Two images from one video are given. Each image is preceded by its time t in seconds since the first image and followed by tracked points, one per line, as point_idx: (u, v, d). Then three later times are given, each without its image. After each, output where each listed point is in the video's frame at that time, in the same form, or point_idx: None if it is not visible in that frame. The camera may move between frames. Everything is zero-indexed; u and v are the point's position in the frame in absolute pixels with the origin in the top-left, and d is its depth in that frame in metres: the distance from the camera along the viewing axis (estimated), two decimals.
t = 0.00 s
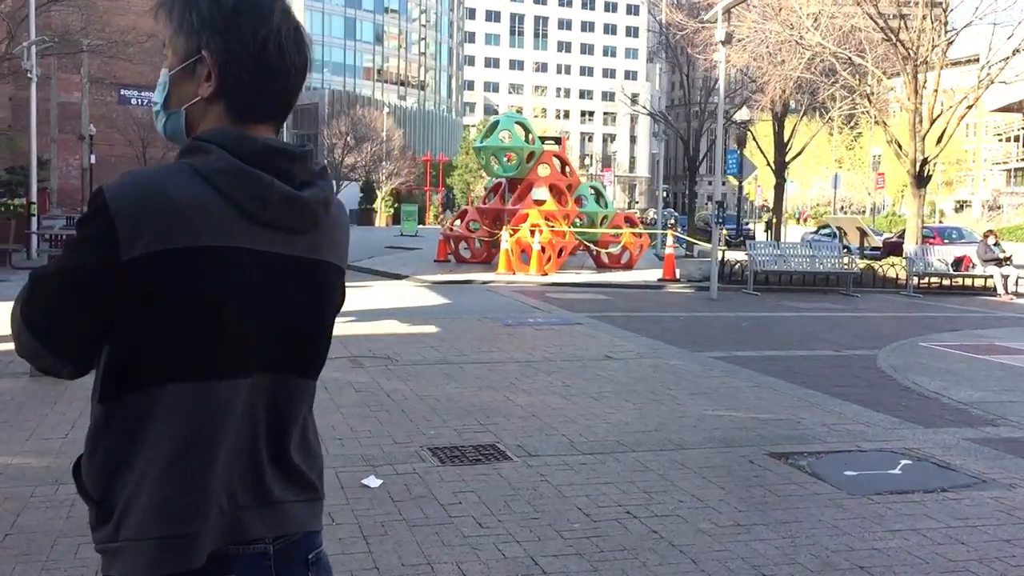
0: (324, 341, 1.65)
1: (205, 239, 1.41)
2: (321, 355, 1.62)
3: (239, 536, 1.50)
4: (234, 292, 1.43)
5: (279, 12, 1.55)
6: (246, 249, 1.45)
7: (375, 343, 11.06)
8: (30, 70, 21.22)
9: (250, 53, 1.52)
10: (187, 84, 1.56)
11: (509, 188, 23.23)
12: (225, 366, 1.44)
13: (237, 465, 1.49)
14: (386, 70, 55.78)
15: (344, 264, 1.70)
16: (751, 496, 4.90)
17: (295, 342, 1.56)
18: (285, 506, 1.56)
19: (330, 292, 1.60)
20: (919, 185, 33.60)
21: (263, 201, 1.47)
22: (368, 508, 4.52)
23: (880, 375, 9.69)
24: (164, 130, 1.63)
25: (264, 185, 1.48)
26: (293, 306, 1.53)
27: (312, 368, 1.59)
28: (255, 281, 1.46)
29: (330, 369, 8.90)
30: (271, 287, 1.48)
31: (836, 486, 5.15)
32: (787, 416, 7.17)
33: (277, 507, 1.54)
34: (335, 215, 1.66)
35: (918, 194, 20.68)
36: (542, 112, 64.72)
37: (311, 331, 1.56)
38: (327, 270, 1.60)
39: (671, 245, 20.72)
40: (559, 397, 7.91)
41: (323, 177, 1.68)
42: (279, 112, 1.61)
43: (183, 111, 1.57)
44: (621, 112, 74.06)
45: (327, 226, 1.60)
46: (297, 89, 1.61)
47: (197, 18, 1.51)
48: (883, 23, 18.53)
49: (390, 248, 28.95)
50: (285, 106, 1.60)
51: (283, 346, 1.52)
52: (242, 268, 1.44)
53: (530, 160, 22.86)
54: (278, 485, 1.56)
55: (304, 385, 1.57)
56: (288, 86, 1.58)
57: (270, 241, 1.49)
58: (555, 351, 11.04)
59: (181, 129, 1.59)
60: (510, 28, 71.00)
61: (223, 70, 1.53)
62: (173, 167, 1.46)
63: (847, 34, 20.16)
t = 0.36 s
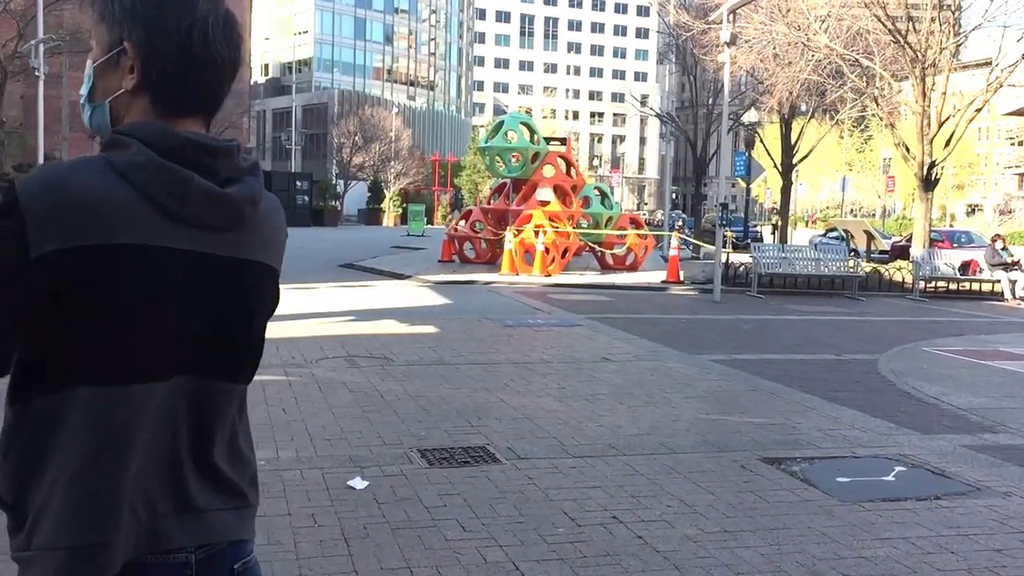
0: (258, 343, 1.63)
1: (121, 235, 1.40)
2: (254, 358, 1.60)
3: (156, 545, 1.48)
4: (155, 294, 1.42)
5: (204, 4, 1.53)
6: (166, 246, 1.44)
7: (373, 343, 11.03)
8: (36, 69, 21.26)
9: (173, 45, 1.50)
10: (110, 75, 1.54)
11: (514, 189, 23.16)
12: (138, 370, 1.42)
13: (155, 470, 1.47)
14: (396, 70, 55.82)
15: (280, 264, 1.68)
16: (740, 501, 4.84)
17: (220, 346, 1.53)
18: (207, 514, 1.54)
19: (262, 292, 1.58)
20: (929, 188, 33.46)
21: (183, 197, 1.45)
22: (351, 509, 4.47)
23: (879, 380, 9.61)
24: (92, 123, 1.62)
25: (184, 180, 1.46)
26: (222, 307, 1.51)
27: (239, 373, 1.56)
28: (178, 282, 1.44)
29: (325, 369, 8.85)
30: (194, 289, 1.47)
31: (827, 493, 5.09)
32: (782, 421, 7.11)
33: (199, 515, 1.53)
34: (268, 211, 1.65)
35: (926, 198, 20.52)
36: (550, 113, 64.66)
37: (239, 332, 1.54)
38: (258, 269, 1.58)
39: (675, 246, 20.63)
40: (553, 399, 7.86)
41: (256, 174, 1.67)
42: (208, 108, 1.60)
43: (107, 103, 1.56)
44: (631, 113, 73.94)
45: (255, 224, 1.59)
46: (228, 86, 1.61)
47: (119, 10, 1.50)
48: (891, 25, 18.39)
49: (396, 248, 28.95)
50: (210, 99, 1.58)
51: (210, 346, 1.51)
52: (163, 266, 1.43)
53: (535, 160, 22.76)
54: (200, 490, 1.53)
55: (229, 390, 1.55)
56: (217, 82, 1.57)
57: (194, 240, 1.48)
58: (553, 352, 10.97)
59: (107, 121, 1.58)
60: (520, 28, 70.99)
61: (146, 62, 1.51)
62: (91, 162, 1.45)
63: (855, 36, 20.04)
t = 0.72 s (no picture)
0: (191, 350, 1.62)
1: (40, 241, 1.38)
2: (185, 369, 1.59)
3: (74, 562, 1.47)
4: (78, 304, 1.41)
5: (131, 2, 1.52)
6: (89, 254, 1.43)
7: (375, 347, 11.01)
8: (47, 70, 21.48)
9: (97, 45, 1.49)
10: (34, 75, 1.53)
11: (523, 193, 23.15)
12: (54, 382, 1.40)
13: (75, 486, 1.47)
14: (409, 74, 55.94)
15: (216, 273, 1.67)
16: (733, 512, 4.78)
17: (148, 358, 1.52)
18: (132, 530, 1.53)
19: (194, 301, 1.57)
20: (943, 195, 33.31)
21: (102, 202, 1.43)
22: (339, 516, 4.41)
23: (884, 388, 9.52)
24: (19, 126, 1.61)
25: (103, 185, 1.44)
26: (149, 315, 1.50)
27: (165, 387, 1.56)
28: (101, 289, 1.43)
29: (324, 373, 8.80)
30: (121, 297, 1.45)
31: (822, 504, 5.02)
32: (782, 430, 7.04)
33: (122, 530, 1.52)
34: (199, 216, 1.64)
35: (938, 205, 20.35)
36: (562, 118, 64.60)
37: (169, 342, 1.53)
38: (188, 277, 1.56)
39: (683, 252, 20.54)
40: (552, 406, 7.82)
41: (188, 179, 1.66)
42: (137, 109, 1.58)
43: (31, 104, 1.54)
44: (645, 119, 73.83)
45: (186, 229, 1.57)
46: (158, 88, 1.60)
47: (42, 6, 1.49)
48: (904, 31, 18.23)
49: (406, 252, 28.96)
50: (137, 100, 1.56)
51: (136, 355, 1.49)
52: (85, 274, 1.41)
53: (544, 165, 22.75)
54: (123, 507, 1.53)
55: (155, 405, 1.55)
56: (144, 85, 1.56)
57: (118, 247, 1.46)
58: (556, 358, 10.91)
59: (32, 122, 1.57)
60: (534, 33, 71.05)
61: (68, 63, 1.50)
62: (9, 166, 1.43)
63: (867, 41, 19.90)
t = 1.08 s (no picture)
0: (124, 357, 1.64)
1: None
2: (115, 376, 1.62)
3: None
4: (4, 307, 1.45)
5: None
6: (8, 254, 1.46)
7: (378, 353, 10.98)
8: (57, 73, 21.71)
9: (18, 44, 1.52)
10: None
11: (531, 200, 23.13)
12: None
13: None
14: (423, 81, 55.99)
15: (152, 274, 1.68)
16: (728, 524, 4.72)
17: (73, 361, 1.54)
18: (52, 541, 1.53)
19: (128, 306, 1.60)
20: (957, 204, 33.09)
21: (20, 202, 1.45)
22: (328, 524, 4.35)
23: (889, 399, 9.43)
24: None
25: (22, 184, 1.46)
26: (80, 318, 1.52)
27: (91, 392, 1.59)
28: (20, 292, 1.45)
29: (324, 380, 8.76)
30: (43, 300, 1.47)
31: (820, 516, 4.95)
32: (784, 441, 6.97)
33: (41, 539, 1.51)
34: (132, 217, 1.65)
35: (950, 214, 20.18)
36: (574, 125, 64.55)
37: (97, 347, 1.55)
38: (122, 283, 1.59)
39: (692, 260, 20.45)
40: (552, 414, 7.76)
41: (121, 179, 1.68)
42: (65, 108, 1.62)
43: None
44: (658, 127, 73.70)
45: (113, 229, 1.57)
46: (84, 86, 1.63)
47: None
48: (917, 40, 18.06)
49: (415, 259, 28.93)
50: (59, 100, 1.60)
51: (62, 357, 1.53)
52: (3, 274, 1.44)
53: (553, 172, 22.70)
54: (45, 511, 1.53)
55: (79, 410, 1.57)
56: (72, 81, 1.60)
57: (40, 247, 1.49)
58: (558, 366, 10.83)
59: None
60: (547, 40, 71.05)
61: None
62: None
63: (879, 49, 19.75)
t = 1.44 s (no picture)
0: (56, 380, 1.60)
1: None
2: (46, 385, 1.57)
3: None
4: None
5: None
6: None
7: (381, 361, 10.96)
8: (67, 80, 21.87)
9: None
10: None
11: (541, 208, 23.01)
12: None
13: None
14: (436, 89, 56.03)
15: (89, 279, 1.61)
16: (727, 537, 4.63)
17: None
18: None
19: (63, 321, 1.55)
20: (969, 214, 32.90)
21: None
22: (319, 535, 4.29)
23: (894, 410, 9.32)
24: None
25: None
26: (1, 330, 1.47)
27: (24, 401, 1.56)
28: None
29: (324, 388, 8.71)
30: None
31: (821, 529, 4.86)
32: (786, 452, 6.89)
33: None
34: (65, 215, 1.59)
35: (961, 224, 20.00)
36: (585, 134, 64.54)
37: (27, 349, 1.50)
38: (52, 288, 1.53)
39: (700, 269, 20.33)
40: (553, 424, 7.68)
41: (55, 177, 1.63)
42: None
43: None
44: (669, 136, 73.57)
45: (47, 232, 1.53)
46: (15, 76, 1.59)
47: None
48: (928, 49, 17.91)
49: (423, 267, 28.90)
50: None
51: None
52: None
53: (562, 180, 22.53)
54: None
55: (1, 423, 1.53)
56: (5, 71, 1.56)
57: None
58: (563, 376, 10.76)
59: None
60: (559, 49, 71.09)
61: None
62: None
63: (889, 57, 19.61)
